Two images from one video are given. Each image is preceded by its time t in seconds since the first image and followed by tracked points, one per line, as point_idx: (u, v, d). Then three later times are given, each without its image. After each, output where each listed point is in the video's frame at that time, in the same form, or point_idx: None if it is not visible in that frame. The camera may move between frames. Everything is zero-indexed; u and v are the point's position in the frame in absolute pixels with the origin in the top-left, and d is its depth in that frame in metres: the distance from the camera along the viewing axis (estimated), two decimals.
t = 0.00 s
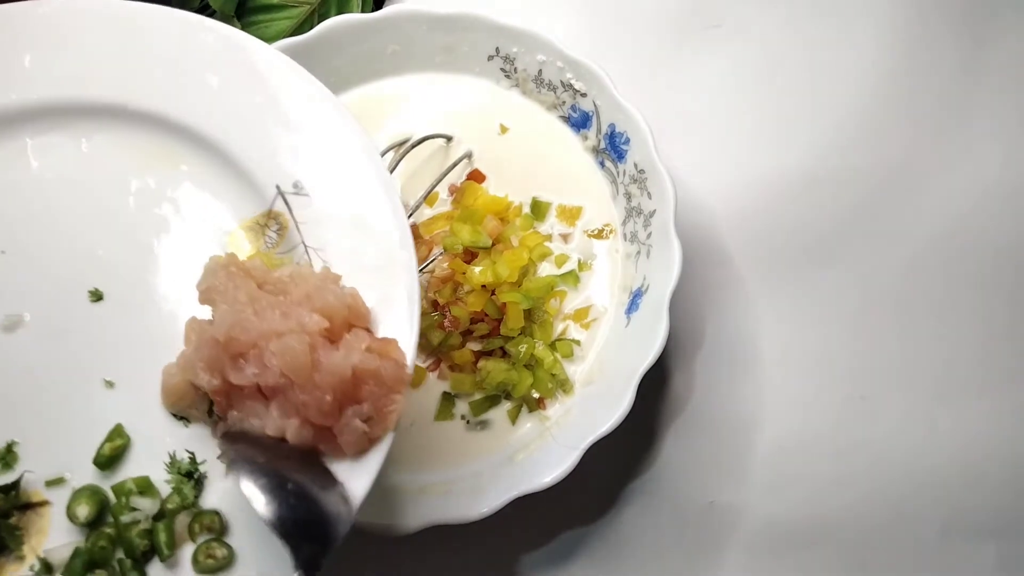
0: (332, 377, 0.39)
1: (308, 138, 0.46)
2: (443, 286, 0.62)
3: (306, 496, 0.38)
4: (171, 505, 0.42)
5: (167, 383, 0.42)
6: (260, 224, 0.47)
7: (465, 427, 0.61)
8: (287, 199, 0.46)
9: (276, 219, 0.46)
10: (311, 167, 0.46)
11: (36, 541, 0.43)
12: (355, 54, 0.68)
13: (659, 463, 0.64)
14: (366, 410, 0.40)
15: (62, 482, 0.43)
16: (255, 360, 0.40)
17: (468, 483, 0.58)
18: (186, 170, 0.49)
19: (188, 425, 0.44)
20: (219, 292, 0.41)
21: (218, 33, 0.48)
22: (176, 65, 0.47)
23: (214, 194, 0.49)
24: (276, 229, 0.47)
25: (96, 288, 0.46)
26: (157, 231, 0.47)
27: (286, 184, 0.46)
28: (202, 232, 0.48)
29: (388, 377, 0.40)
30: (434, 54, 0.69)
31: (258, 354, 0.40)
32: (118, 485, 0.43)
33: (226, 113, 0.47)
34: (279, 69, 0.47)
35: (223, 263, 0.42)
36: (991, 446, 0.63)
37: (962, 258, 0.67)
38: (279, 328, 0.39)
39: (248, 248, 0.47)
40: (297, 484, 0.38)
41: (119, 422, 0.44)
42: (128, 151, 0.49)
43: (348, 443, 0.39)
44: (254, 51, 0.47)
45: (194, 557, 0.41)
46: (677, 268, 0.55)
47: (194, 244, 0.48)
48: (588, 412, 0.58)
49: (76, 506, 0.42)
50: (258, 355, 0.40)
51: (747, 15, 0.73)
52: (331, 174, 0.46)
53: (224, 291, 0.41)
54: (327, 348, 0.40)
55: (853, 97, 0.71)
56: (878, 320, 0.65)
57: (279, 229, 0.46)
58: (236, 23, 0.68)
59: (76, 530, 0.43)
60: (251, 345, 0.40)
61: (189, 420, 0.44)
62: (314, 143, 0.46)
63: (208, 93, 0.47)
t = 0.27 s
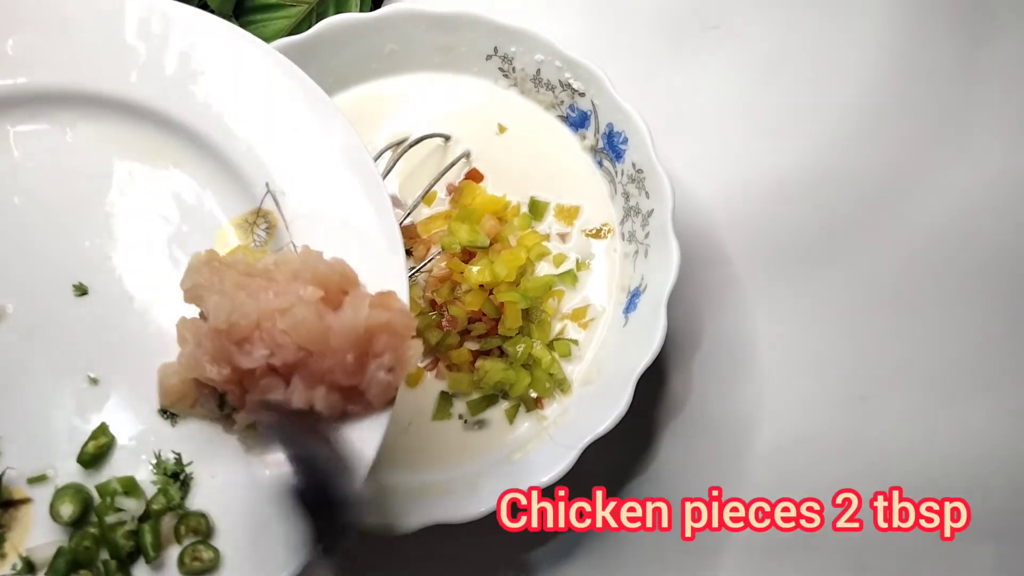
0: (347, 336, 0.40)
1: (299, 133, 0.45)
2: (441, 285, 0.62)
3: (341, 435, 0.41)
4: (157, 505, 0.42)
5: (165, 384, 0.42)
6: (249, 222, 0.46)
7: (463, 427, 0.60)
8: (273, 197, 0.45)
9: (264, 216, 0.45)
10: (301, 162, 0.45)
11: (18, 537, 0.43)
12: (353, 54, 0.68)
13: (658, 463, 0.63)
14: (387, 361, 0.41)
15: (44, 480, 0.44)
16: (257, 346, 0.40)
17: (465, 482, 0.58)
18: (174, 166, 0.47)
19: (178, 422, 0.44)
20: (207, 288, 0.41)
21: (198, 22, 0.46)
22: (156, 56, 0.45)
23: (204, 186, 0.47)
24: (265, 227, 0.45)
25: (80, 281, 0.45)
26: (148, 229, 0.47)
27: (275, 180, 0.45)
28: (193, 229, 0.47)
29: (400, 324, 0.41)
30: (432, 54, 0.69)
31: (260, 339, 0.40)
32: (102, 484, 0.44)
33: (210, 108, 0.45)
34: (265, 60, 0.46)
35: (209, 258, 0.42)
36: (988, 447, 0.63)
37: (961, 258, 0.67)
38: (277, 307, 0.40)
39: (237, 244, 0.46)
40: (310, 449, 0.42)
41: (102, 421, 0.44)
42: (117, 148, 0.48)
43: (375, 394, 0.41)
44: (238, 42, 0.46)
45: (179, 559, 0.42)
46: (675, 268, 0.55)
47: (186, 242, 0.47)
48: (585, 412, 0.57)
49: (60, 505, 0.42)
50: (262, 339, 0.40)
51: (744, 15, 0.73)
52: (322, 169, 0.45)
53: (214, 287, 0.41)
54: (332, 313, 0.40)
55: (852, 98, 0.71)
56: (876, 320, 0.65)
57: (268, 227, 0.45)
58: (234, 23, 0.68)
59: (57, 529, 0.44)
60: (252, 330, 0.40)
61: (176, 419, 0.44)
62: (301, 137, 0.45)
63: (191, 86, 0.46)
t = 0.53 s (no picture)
0: (374, 363, 0.40)
1: (323, 156, 0.45)
2: (441, 286, 0.62)
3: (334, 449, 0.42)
4: (180, 527, 0.43)
5: (189, 405, 0.44)
6: (274, 244, 0.47)
7: (463, 427, 0.61)
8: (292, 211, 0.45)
9: (290, 238, 0.46)
10: (325, 186, 0.45)
11: (40, 557, 0.44)
12: (353, 55, 0.68)
13: (658, 463, 0.63)
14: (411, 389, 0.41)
15: (67, 499, 0.44)
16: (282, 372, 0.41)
17: (466, 482, 0.58)
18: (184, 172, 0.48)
19: (199, 443, 0.45)
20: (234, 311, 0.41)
21: (222, 41, 0.46)
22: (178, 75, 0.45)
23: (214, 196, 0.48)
24: (291, 248, 0.46)
25: (105, 300, 0.46)
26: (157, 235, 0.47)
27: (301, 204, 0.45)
28: (206, 240, 0.48)
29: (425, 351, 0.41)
30: (433, 55, 0.69)
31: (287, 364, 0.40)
32: (125, 506, 0.44)
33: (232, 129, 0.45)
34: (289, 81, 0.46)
35: (232, 280, 0.42)
36: (988, 447, 0.63)
37: (961, 258, 0.67)
38: (307, 330, 0.40)
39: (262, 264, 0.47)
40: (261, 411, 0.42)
41: (127, 440, 0.45)
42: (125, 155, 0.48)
43: (399, 421, 0.41)
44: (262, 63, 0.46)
45: None
46: (674, 269, 0.56)
47: (199, 252, 0.47)
48: (585, 412, 0.57)
49: (83, 525, 0.43)
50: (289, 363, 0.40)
51: (743, 16, 0.73)
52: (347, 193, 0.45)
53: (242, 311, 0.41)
54: (360, 337, 0.40)
55: (852, 99, 0.71)
56: (876, 320, 0.65)
57: (293, 248, 0.46)
58: (236, 23, 0.69)
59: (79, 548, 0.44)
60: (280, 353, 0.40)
61: (199, 439, 0.45)
62: (316, 149, 0.45)
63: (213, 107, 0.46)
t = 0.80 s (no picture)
0: (390, 362, 0.43)
1: (306, 154, 0.48)
2: (441, 284, 0.62)
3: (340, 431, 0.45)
4: (172, 524, 0.47)
5: (182, 403, 0.47)
6: (263, 244, 0.49)
7: (462, 426, 0.60)
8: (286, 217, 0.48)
9: (279, 239, 0.49)
10: (312, 186, 0.48)
11: (33, 555, 0.48)
12: (352, 53, 0.68)
13: (657, 463, 0.63)
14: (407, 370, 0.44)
15: (59, 498, 0.47)
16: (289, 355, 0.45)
17: (465, 481, 0.58)
18: (178, 174, 0.51)
19: (191, 441, 0.48)
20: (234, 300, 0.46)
21: (207, 48, 0.49)
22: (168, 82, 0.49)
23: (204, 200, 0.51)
24: (278, 249, 0.49)
25: (96, 301, 0.49)
26: (154, 239, 0.50)
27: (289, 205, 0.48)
28: (197, 242, 0.50)
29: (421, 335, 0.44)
30: (432, 53, 0.69)
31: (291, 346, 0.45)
32: (116, 504, 0.47)
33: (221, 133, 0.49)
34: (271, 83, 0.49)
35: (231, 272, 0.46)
36: (988, 447, 0.63)
37: (961, 258, 0.67)
38: (338, 309, 0.43)
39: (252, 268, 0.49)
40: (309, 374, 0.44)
41: (119, 440, 0.48)
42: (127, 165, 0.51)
43: (398, 416, 0.44)
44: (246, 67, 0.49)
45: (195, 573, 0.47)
46: (674, 268, 0.55)
47: (190, 253, 0.50)
48: (584, 411, 0.57)
49: (77, 523, 0.46)
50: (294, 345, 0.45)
51: (742, 15, 0.73)
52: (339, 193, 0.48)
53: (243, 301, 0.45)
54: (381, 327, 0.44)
55: (852, 98, 0.71)
56: (876, 320, 0.65)
57: (281, 249, 0.49)
58: (234, 21, 0.68)
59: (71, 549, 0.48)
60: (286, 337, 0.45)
61: (190, 436, 0.48)
62: (312, 158, 0.48)
63: (202, 111, 0.49)
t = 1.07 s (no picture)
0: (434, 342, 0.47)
1: (294, 154, 0.48)
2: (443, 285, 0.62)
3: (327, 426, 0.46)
4: (163, 524, 0.47)
5: (170, 404, 0.48)
6: (251, 245, 0.50)
7: (464, 428, 0.60)
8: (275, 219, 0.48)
9: (266, 239, 0.49)
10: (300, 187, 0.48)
11: (26, 560, 0.48)
12: (353, 54, 0.68)
13: (657, 463, 0.63)
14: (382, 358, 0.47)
15: (52, 501, 0.48)
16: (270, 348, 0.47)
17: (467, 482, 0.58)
18: (167, 180, 0.51)
19: (181, 442, 0.49)
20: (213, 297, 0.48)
21: (199, 47, 0.49)
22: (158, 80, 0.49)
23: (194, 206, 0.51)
24: (265, 248, 0.49)
25: (87, 305, 0.50)
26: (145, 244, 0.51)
27: (277, 207, 0.48)
28: (187, 248, 0.51)
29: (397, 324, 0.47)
30: (434, 54, 0.69)
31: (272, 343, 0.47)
32: (108, 505, 0.48)
33: (211, 132, 0.49)
34: (261, 82, 0.49)
35: (213, 273, 0.48)
36: (989, 448, 0.63)
37: (962, 259, 0.67)
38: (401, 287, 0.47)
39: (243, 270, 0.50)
40: (369, 321, 0.47)
41: (110, 442, 0.48)
42: (128, 169, 0.51)
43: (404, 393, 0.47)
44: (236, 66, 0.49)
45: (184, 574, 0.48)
46: (676, 269, 0.55)
47: (179, 258, 0.51)
48: (586, 412, 0.57)
49: (69, 526, 0.47)
50: (276, 342, 0.47)
51: (743, 16, 0.73)
52: (327, 194, 0.48)
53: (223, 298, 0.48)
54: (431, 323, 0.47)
55: (853, 99, 0.71)
56: (877, 321, 0.65)
57: (269, 249, 0.49)
58: (236, 21, 0.68)
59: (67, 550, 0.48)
60: (267, 336, 0.48)
61: (180, 437, 0.49)
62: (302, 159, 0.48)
63: (192, 110, 0.49)
